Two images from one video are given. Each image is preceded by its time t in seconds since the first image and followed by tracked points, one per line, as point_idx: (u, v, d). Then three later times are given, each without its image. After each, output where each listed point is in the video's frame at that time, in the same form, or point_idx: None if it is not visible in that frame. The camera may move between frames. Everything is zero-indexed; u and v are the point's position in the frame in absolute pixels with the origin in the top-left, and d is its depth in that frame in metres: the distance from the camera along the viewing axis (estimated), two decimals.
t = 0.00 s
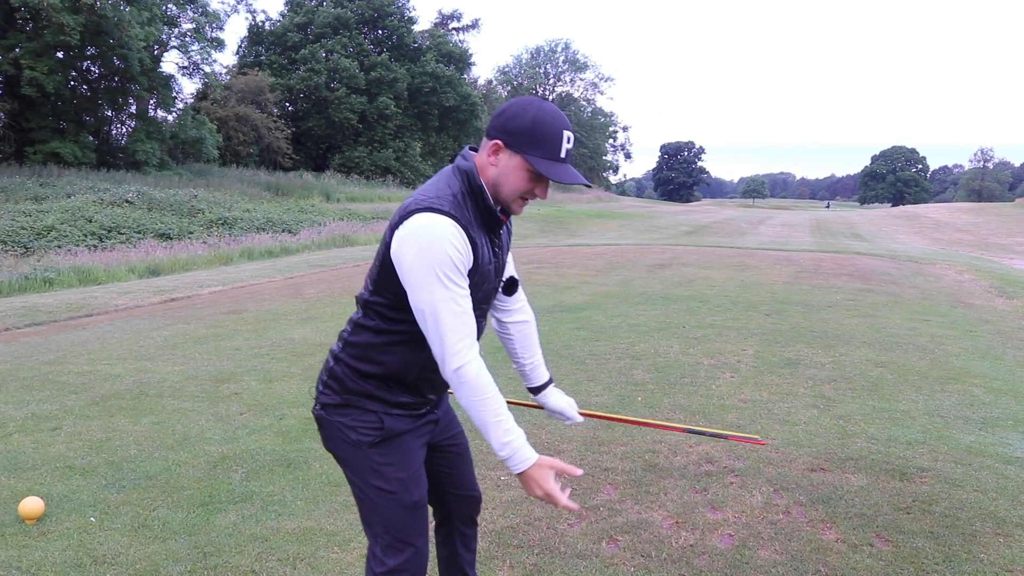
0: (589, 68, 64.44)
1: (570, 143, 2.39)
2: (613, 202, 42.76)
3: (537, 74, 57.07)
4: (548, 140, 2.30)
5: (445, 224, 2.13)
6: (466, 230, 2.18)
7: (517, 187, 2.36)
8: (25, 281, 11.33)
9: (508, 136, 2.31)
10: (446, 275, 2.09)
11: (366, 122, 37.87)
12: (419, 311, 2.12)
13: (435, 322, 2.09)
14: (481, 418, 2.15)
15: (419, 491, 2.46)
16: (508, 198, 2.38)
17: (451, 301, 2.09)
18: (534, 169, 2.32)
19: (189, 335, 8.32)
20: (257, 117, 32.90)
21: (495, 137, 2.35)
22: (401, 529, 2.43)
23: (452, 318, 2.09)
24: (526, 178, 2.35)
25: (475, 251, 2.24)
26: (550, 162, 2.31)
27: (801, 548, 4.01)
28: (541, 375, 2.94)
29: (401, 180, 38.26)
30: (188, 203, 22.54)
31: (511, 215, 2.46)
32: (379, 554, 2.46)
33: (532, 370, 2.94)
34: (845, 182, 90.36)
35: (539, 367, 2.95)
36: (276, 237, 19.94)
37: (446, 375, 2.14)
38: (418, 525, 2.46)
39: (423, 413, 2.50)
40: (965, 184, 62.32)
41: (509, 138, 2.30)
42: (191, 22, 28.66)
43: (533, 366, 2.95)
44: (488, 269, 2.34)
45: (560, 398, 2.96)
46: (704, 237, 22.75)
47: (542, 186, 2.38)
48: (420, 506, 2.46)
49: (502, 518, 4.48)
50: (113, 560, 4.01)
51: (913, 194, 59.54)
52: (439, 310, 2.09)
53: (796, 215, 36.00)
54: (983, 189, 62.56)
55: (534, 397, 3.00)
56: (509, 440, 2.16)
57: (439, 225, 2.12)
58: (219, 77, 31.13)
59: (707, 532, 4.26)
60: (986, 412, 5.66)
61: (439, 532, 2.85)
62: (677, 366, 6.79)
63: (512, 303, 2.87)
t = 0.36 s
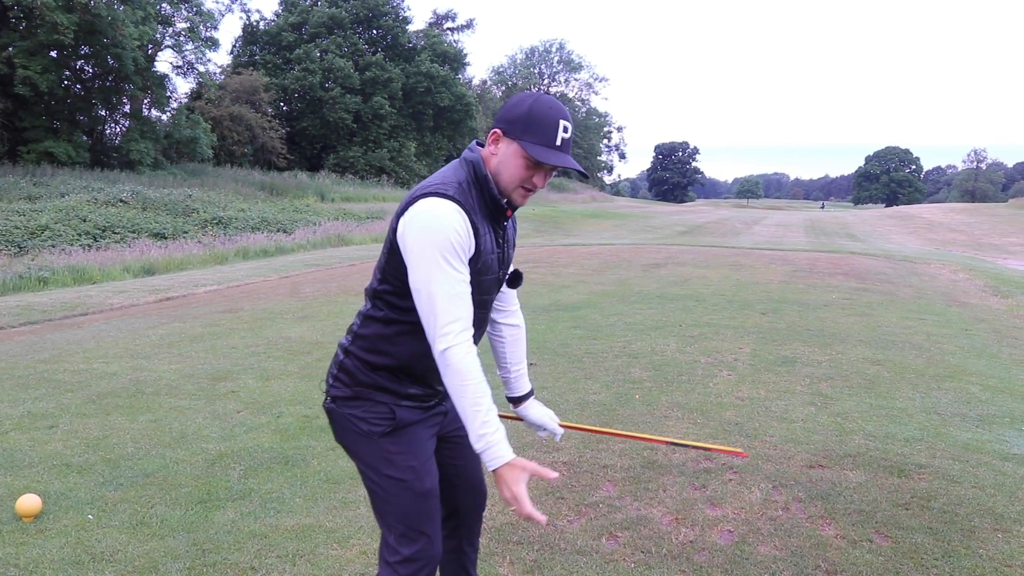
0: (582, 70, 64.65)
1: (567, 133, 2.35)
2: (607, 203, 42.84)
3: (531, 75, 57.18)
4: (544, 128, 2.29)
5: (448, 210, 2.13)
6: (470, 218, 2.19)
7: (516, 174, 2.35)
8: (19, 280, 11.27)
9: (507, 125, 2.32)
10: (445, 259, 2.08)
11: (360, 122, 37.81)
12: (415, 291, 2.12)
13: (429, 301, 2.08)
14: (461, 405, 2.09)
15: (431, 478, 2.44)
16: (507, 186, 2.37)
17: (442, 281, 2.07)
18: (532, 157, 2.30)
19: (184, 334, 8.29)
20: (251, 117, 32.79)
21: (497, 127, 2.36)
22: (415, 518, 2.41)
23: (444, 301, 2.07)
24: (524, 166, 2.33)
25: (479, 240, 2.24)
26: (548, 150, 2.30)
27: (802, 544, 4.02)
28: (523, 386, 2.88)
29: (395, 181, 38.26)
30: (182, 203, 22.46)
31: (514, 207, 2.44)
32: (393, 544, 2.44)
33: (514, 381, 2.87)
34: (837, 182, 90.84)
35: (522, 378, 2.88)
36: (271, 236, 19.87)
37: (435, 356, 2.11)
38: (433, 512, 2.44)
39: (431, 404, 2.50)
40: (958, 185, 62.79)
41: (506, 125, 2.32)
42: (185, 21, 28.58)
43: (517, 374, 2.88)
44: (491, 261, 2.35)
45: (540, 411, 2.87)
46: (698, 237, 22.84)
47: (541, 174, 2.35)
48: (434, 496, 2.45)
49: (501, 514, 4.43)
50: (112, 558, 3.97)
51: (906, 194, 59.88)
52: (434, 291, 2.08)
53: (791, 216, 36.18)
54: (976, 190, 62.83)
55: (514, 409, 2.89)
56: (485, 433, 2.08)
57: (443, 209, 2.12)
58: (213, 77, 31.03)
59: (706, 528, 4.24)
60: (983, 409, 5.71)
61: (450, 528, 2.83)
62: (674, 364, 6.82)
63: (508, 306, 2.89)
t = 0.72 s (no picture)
0: (581, 70, 64.72)
1: (571, 131, 2.37)
2: (607, 203, 42.85)
3: (530, 75, 57.19)
4: (550, 128, 2.29)
5: (454, 214, 2.12)
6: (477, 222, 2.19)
7: (521, 172, 2.34)
8: (19, 279, 11.26)
9: (511, 123, 2.30)
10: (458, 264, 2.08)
11: (359, 122, 37.79)
12: (432, 300, 2.12)
13: (452, 309, 2.09)
14: (505, 403, 2.15)
15: (429, 474, 2.44)
16: (511, 184, 2.35)
17: (462, 289, 2.08)
18: (537, 156, 2.30)
19: (185, 333, 8.28)
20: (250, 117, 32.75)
21: (499, 125, 2.35)
22: (412, 513, 2.40)
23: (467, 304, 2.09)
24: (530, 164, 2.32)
25: (486, 243, 2.24)
26: (551, 148, 2.30)
27: (805, 541, 4.00)
28: (534, 357, 2.95)
29: (394, 181, 38.25)
30: (182, 202, 22.42)
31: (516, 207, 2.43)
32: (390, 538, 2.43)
33: (525, 353, 2.95)
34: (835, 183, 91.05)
35: (531, 350, 2.95)
36: (271, 235, 19.85)
37: (465, 361, 2.12)
38: (430, 507, 2.43)
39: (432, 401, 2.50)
40: (957, 184, 62.91)
41: (510, 125, 2.30)
42: (184, 21, 28.53)
43: (526, 348, 2.95)
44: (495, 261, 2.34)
45: (552, 381, 2.95)
46: (697, 237, 22.87)
47: (544, 173, 2.35)
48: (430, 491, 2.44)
49: (504, 510, 4.38)
50: (114, 556, 3.94)
51: (905, 194, 59.97)
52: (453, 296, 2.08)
53: (790, 215, 36.22)
54: (975, 190, 62.92)
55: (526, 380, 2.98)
56: (526, 419, 2.16)
57: (450, 216, 2.11)
58: (212, 76, 31.00)
59: (709, 525, 4.20)
60: (984, 407, 5.73)
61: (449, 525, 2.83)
62: (675, 363, 6.83)
63: (512, 286, 2.89)
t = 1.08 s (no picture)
0: (581, 70, 64.81)
1: (560, 128, 2.30)
2: (608, 203, 42.89)
3: (531, 75, 57.27)
4: (537, 124, 2.22)
5: (406, 198, 2.04)
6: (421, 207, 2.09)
7: (507, 169, 2.25)
8: (20, 279, 11.26)
9: (497, 119, 2.24)
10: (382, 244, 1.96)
11: (360, 122, 37.82)
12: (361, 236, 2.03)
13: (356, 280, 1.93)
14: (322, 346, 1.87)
15: (406, 476, 2.23)
16: (498, 182, 2.26)
17: (376, 242, 1.95)
18: (523, 152, 2.21)
19: (186, 332, 8.28)
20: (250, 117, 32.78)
21: (485, 122, 2.28)
22: (391, 515, 2.21)
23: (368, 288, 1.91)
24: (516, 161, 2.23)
25: (435, 232, 2.12)
26: (538, 143, 2.22)
27: (808, 540, 4.00)
28: (557, 417, 2.57)
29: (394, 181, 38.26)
30: (183, 202, 22.45)
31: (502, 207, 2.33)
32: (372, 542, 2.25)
33: (546, 410, 2.58)
34: (835, 183, 91.23)
35: (558, 407, 2.58)
36: (272, 235, 19.86)
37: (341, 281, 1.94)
38: (410, 510, 2.22)
39: (411, 404, 2.31)
40: (958, 184, 63.06)
41: (497, 120, 2.24)
42: (185, 21, 28.55)
43: (546, 404, 2.58)
44: (458, 255, 2.20)
45: (575, 451, 2.52)
46: (698, 236, 22.89)
47: (531, 171, 2.26)
48: (411, 497, 2.23)
49: (505, 511, 4.36)
50: (115, 556, 3.93)
51: (905, 194, 60.06)
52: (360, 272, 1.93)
53: (791, 215, 36.26)
54: (976, 190, 62.95)
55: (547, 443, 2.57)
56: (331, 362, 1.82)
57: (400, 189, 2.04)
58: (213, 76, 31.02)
59: (711, 525, 4.19)
60: (987, 407, 5.73)
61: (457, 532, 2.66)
62: (677, 363, 6.84)
63: (528, 327, 2.60)
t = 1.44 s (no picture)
0: (584, 69, 64.83)
1: (576, 117, 2.29)
2: (610, 202, 42.87)
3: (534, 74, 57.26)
4: (552, 107, 2.21)
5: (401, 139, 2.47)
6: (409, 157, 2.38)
7: (520, 146, 2.25)
8: (23, 277, 11.28)
9: (513, 99, 2.24)
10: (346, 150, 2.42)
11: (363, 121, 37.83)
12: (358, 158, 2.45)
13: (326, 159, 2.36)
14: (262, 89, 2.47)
15: (388, 472, 2.28)
16: (508, 162, 2.27)
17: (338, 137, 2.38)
18: (537, 133, 2.21)
19: (190, 330, 8.29)
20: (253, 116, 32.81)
21: (503, 104, 2.29)
22: (377, 509, 2.28)
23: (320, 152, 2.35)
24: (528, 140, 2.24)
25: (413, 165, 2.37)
26: (553, 126, 2.21)
27: (811, 539, 4.00)
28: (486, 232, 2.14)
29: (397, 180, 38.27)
30: (185, 201, 22.45)
31: (511, 189, 2.34)
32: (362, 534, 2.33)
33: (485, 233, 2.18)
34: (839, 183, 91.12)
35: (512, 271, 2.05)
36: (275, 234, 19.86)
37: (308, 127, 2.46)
38: (390, 505, 2.27)
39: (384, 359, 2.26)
40: (961, 183, 62.98)
41: (515, 102, 2.23)
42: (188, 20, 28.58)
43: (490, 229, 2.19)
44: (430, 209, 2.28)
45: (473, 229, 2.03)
46: (701, 235, 22.88)
47: (543, 154, 2.25)
48: (390, 491, 2.27)
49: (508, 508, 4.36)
50: (119, 553, 3.94)
51: (908, 193, 60.00)
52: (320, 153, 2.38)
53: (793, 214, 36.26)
54: (980, 189, 62.85)
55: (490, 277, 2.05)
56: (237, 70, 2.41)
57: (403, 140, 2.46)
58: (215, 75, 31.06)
59: (715, 523, 4.19)
60: (991, 406, 5.72)
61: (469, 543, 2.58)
62: (680, 361, 6.84)
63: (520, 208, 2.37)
